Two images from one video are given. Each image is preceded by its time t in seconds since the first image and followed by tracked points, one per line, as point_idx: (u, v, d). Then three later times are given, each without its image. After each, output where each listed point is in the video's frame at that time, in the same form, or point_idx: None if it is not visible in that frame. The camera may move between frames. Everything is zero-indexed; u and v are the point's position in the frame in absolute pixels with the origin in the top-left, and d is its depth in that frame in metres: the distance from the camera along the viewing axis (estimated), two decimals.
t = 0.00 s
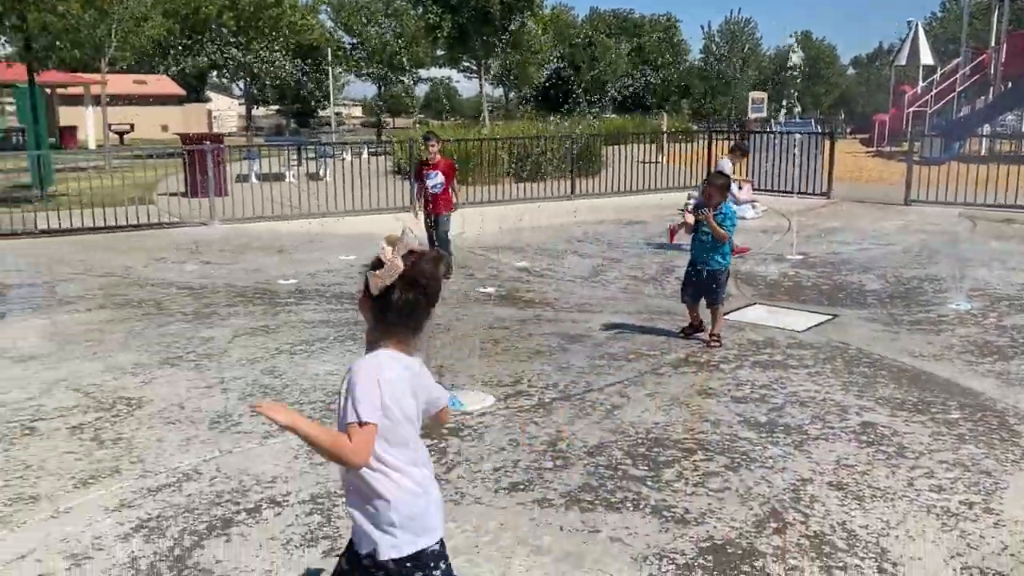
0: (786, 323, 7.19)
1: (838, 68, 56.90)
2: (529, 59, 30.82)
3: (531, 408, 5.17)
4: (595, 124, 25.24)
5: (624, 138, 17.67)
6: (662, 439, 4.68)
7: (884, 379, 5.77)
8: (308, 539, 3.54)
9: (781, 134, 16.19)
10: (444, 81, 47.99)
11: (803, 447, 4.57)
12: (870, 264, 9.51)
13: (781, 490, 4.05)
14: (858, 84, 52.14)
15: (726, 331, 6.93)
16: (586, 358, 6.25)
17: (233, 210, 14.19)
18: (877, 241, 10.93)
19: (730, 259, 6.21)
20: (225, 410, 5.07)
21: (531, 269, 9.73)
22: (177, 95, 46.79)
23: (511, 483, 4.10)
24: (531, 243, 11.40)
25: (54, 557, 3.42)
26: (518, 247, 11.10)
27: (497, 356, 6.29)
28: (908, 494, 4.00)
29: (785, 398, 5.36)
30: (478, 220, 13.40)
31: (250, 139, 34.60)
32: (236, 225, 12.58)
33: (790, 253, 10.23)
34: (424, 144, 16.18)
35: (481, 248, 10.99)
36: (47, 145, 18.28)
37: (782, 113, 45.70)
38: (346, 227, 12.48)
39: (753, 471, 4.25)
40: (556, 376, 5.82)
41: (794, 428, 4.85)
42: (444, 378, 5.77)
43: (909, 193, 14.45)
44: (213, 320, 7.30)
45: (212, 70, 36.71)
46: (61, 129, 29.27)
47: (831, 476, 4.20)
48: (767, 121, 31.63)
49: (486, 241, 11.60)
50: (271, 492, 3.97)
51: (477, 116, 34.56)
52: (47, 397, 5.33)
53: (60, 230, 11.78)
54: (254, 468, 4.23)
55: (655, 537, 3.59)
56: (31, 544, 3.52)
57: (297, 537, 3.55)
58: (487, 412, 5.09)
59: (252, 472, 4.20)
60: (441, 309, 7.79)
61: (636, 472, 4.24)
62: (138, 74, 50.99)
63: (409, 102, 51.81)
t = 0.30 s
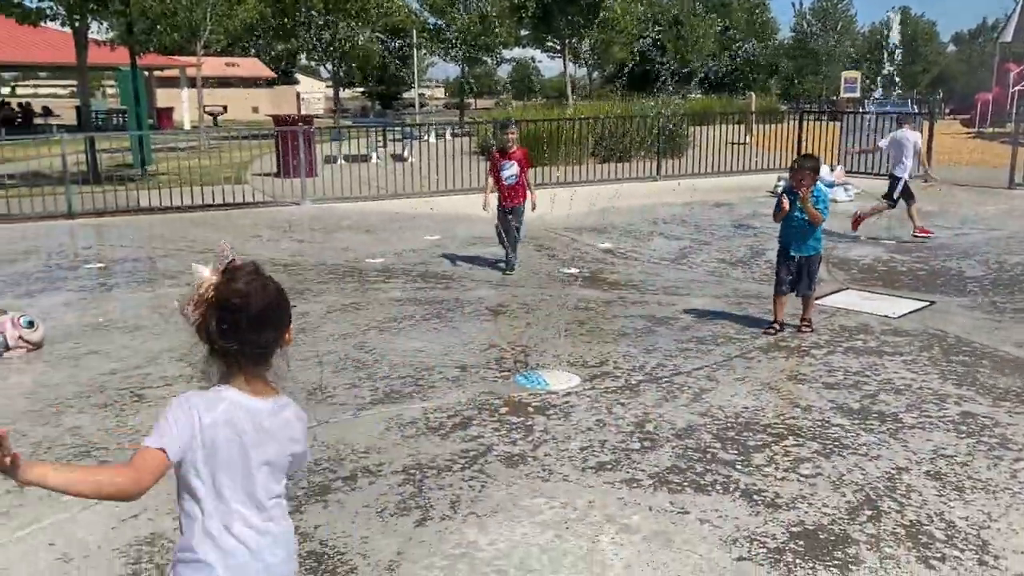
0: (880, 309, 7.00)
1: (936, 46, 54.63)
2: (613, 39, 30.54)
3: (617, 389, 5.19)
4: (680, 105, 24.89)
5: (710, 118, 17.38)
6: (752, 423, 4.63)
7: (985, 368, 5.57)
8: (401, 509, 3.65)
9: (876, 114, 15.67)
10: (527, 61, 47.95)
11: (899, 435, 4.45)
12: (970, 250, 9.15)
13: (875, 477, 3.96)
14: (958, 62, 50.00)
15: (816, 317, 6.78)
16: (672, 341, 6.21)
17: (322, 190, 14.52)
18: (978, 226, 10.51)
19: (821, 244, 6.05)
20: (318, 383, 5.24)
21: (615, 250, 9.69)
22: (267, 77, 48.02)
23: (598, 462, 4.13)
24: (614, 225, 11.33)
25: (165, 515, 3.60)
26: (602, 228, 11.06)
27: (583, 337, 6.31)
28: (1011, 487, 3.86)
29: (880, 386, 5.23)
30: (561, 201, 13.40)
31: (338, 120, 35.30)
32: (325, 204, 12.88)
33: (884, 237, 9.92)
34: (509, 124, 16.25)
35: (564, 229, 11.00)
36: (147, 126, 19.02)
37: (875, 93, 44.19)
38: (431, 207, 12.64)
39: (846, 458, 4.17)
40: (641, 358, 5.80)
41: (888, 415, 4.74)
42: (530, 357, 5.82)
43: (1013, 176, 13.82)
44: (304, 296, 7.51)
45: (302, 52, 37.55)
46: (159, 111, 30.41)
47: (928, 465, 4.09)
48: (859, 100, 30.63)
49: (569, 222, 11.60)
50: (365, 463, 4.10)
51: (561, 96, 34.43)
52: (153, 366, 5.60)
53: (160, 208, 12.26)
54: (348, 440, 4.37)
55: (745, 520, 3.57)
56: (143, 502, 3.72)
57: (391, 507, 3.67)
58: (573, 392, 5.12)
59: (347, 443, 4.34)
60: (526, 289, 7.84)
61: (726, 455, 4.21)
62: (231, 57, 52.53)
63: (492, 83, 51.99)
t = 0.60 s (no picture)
0: (923, 298, 6.95)
1: (980, 31, 53.38)
2: (648, 29, 30.35)
3: (658, 378, 5.22)
4: (717, 94, 24.67)
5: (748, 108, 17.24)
6: (794, 413, 4.64)
7: None
8: (448, 495, 3.74)
9: (919, 102, 15.43)
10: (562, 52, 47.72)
11: (943, 425, 4.44)
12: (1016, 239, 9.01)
13: (920, 467, 3.96)
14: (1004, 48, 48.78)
15: (858, 307, 6.74)
16: (712, 331, 6.23)
17: (360, 183, 14.67)
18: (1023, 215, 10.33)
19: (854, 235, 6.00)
20: (364, 372, 5.34)
21: (652, 241, 9.69)
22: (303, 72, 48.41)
23: (641, 451, 4.17)
24: (652, 215, 11.33)
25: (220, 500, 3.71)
26: (639, 219, 11.05)
27: (623, 327, 6.35)
28: None
29: (923, 376, 5.21)
30: (598, 192, 13.42)
31: (373, 113, 35.45)
32: (364, 197, 13.02)
33: (927, 226, 9.79)
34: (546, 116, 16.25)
35: (601, 220, 11.00)
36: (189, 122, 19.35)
37: (917, 80, 43.33)
38: (468, 199, 12.72)
39: (891, 447, 4.17)
40: (681, 348, 5.83)
41: (932, 405, 4.72)
42: (571, 347, 5.87)
43: None
44: (347, 287, 7.63)
45: (337, 47, 37.86)
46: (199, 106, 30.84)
47: (973, 455, 4.08)
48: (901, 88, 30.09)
49: (606, 213, 11.60)
50: (412, 450, 4.19)
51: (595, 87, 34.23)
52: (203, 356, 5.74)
53: (203, 201, 12.48)
54: (394, 427, 4.47)
55: (789, 508, 3.60)
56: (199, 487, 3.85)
57: (438, 493, 3.75)
58: (614, 381, 5.17)
59: (393, 430, 4.44)
60: (564, 280, 7.88)
61: (768, 444, 4.23)
62: (267, 51, 53.09)
63: (526, 75, 51.81)
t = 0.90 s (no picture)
0: (924, 291, 7.01)
1: (977, 24, 53.40)
2: (645, 25, 30.41)
3: (664, 371, 5.29)
4: (715, 90, 24.71)
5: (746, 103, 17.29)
6: (798, 404, 4.70)
7: None
8: (460, 487, 3.80)
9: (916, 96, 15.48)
10: (558, 49, 47.75)
11: (946, 414, 4.50)
12: (1014, 231, 9.07)
13: (925, 455, 4.03)
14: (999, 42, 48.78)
15: (860, 299, 6.80)
16: (716, 324, 6.29)
17: (360, 182, 14.72)
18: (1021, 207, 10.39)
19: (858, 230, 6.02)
20: (372, 368, 5.41)
21: (654, 237, 9.75)
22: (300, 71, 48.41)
23: (649, 442, 4.23)
24: (652, 211, 11.39)
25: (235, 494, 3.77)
26: (639, 215, 11.11)
27: (627, 321, 6.41)
28: None
29: (925, 366, 5.27)
30: (598, 188, 13.48)
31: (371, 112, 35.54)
32: (366, 196, 13.07)
33: (926, 220, 9.86)
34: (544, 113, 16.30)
35: (602, 217, 11.06)
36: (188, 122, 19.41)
37: (913, 74, 43.41)
38: (469, 197, 12.78)
39: (895, 436, 4.24)
40: (685, 341, 5.89)
41: (935, 395, 4.78)
42: (577, 341, 5.94)
43: None
44: (352, 285, 7.69)
45: (335, 46, 37.93)
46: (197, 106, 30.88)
47: (977, 443, 4.14)
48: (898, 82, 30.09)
49: (605, 209, 11.66)
50: (423, 444, 4.26)
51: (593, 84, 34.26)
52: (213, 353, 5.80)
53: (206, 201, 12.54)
54: (405, 421, 4.54)
55: (796, 496, 3.66)
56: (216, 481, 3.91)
57: (451, 485, 3.82)
58: (620, 374, 5.24)
59: (404, 424, 4.51)
60: (567, 276, 7.94)
61: (774, 435, 4.29)
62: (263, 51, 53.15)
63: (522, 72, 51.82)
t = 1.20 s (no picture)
0: (902, 286, 7.13)
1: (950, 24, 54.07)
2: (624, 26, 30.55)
3: (649, 366, 5.36)
4: (694, 90, 24.87)
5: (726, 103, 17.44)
6: (782, 396, 4.78)
7: (1007, 340, 5.69)
8: (451, 481, 3.85)
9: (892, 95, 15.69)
10: (538, 50, 47.87)
11: (926, 405, 4.60)
12: (989, 227, 9.23)
13: (905, 445, 4.12)
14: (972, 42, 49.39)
15: (840, 295, 6.90)
16: (699, 320, 6.37)
17: (343, 182, 14.72)
18: (996, 203, 10.58)
19: (847, 225, 6.12)
20: (360, 366, 5.44)
21: (636, 235, 9.83)
22: (278, 72, 48.22)
23: (636, 435, 4.30)
24: (635, 209, 11.48)
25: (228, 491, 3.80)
26: (621, 214, 11.19)
27: (611, 317, 6.48)
28: None
29: (905, 359, 5.37)
30: (580, 187, 13.56)
31: (351, 113, 35.50)
32: (349, 196, 13.08)
33: (904, 216, 10.01)
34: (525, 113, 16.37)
35: (585, 216, 11.13)
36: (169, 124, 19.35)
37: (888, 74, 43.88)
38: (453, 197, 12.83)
39: (876, 427, 4.32)
40: (670, 337, 5.97)
41: (915, 387, 4.88)
42: (563, 338, 6.00)
43: None
44: (338, 284, 7.72)
45: (315, 47, 37.87)
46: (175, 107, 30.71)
47: (956, 432, 4.24)
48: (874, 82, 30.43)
49: (587, 208, 11.74)
50: (414, 439, 4.30)
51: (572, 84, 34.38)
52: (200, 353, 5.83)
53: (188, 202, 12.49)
54: (394, 418, 4.58)
55: (781, 486, 3.73)
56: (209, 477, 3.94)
57: (442, 479, 3.87)
58: (606, 369, 5.30)
59: (394, 420, 4.55)
60: (551, 274, 8.00)
61: (759, 427, 4.37)
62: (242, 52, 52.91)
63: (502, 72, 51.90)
